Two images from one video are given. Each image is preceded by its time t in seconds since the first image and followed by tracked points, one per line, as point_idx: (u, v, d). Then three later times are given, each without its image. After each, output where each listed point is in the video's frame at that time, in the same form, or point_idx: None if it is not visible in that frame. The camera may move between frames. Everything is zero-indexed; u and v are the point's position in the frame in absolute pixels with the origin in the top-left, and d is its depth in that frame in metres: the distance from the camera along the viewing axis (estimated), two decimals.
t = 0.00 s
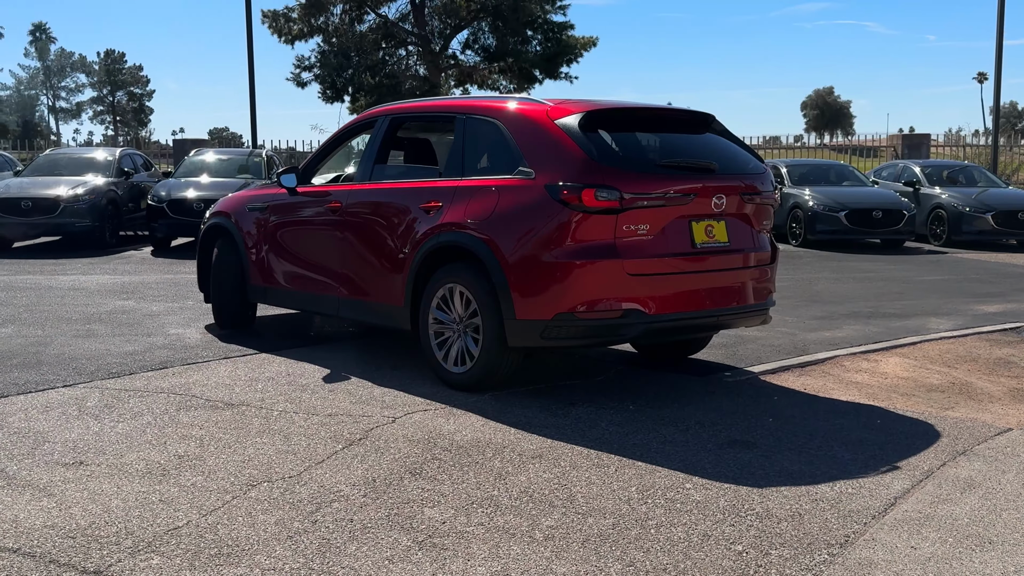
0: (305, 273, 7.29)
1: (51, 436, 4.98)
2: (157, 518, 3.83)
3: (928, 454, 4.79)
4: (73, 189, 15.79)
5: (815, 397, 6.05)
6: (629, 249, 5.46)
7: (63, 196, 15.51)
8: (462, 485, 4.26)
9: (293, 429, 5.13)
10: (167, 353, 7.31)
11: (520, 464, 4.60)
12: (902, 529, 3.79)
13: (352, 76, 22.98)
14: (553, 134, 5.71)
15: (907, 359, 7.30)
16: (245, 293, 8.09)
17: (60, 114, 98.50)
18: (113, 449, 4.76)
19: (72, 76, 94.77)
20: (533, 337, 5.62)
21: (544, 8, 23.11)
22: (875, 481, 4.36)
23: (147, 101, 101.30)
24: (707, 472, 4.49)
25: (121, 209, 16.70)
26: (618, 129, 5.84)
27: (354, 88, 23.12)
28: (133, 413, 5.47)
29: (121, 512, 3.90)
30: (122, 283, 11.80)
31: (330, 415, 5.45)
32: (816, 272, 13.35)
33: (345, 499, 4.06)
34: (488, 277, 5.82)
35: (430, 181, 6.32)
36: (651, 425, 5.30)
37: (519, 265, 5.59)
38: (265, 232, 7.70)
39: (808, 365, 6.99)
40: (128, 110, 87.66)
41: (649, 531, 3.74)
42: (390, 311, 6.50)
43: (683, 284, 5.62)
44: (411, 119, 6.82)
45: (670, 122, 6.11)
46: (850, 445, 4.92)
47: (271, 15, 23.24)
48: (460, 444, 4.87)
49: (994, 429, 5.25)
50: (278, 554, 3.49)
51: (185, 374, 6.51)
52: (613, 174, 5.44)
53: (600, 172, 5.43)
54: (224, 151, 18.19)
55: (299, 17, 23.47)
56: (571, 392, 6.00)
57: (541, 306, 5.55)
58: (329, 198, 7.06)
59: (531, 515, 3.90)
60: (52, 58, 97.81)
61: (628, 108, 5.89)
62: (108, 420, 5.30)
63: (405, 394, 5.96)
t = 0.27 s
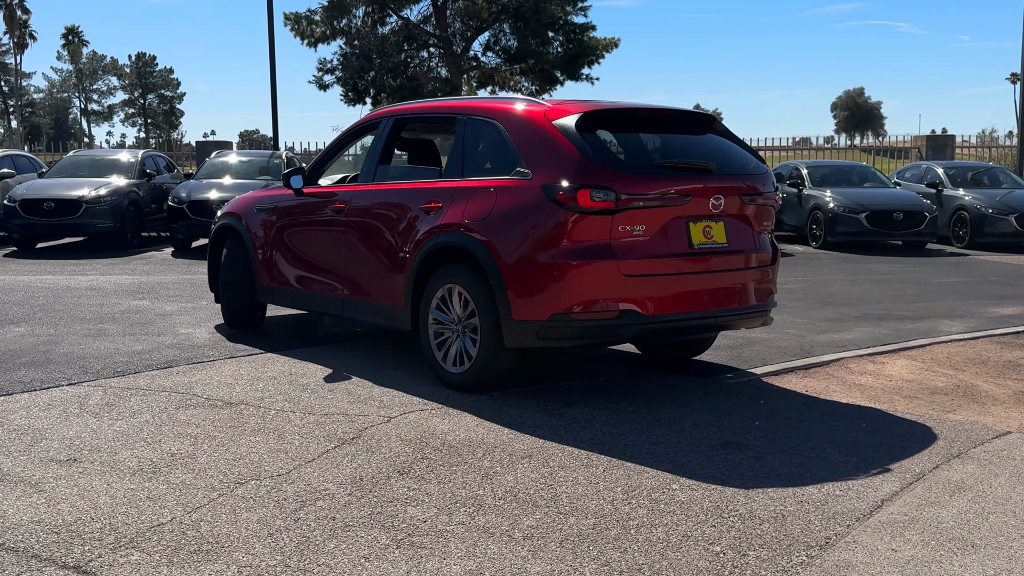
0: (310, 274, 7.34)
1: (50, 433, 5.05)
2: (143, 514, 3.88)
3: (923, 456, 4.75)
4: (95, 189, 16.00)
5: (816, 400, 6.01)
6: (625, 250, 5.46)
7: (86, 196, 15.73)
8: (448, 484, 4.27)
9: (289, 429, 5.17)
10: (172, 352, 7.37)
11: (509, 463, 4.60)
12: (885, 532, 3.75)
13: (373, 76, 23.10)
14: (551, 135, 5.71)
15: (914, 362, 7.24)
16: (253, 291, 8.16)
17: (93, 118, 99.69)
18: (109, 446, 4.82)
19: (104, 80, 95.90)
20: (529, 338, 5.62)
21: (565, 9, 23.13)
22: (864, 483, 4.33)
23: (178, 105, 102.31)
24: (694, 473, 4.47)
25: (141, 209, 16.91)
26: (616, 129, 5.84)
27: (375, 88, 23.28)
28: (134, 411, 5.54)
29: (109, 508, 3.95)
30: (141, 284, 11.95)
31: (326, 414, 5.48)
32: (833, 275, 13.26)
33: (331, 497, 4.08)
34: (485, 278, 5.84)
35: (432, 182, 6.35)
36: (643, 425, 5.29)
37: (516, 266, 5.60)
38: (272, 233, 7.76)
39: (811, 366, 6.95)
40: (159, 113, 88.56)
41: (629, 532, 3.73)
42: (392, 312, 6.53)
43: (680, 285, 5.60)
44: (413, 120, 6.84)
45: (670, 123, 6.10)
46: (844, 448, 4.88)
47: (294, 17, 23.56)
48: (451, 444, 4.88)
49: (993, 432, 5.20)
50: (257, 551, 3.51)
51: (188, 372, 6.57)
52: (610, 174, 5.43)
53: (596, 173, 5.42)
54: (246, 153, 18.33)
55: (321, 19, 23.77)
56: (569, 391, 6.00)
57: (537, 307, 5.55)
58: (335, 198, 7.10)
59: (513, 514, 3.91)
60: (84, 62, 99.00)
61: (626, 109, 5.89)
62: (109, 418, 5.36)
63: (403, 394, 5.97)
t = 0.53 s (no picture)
0: (315, 275, 7.38)
1: (46, 431, 5.12)
2: (125, 513, 3.92)
3: (913, 460, 4.70)
4: (117, 189, 16.17)
5: (814, 402, 5.97)
6: (618, 251, 5.44)
7: (107, 196, 15.90)
8: (433, 484, 4.29)
9: (281, 427, 5.21)
10: (178, 351, 7.44)
11: (495, 464, 4.60)
12: (865, 536, 3.72)
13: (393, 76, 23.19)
14: (544, 135, 5.70)
15: (919, 365, 7.17)
16: (259, 290, 8.22)
17: (124, 118, 100.69)
18: (103, 443, 4.88)
19: (135, 80, 96.85)
20: (523, 339, 5.62)
21: (585, 9, 23.07)
22: (850, 487, 4.30)
23: (207, 105, 103.12)
24: (679, 475, 4.46)
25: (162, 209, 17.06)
26: (613, 130, 5.83)
27: (396, 88, 23.35)
28: (131, 409, 5.60)
29: (93, 506, 4.00)
30: (156, 281, 12.08)
31: (320, 414, 5.51)
32: (849, 276, 13.16)
33: (313, 497, 4.11)
34: (481, 279, 5.84)
35: (431, 183, 6.37)
36: (636, 426, 5.29)
37: (509, 266, 5.60)
38: (277, 233, 7.80)
39: (813, 368, 6.91)
40: (188, 113, 89.27)
41: (606, 534, 3.73)
42: (391, 313, 6.55)
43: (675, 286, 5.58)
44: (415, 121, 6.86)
45: (668, 124, 6.08)
46: (835, 450, 4.86)
47: (316, 18, 23.72)
48: (441, 445, 4.89)
49: (990, 436, 5.15)
50: (233, 551, 3.54)
51: (190, 370, 6.64)
52: (604, 176, 5.42)
53: (590, 174, 5.41)
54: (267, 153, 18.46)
55: (343, 20, 23.87)
56: (564, 392, 6.00)
57: (530, 309, 5.55)
58: (338, 199, 7.13)
59: (492, 516, 3.91)
60: (115, 62, 100.03)
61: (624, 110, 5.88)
62: (105, 416, 5.43)
63: (399, 395, 5.99)
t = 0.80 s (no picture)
0: (318, 274, 7.39)
1: (40, 429, 5.13)
2: (107, 511, 3.92)
3: (908, 463, 4.62)
4: (135, 188, 16.29)
5: (814, 404, 5.89)
6: (613, 251, 5.40)
7: (126, 195, 16.01)
8: (418, 484, 4.27)
9: (275, 427, 5.20)
10: (182, 349, 7.47)
11: (483, 464, 4.57)
12: (848, 540, 3.66)
13: (412, 77, 23.20)
14: (539, 134, 5.67)
15: (926, 367, 7.07)
16: (265, 288, 8.22)
17: (151, 120, 101.58)
18: (96, 441, 4.89)
19: (163, 83, 97.69)
20: (518, 339, 5.59)
21: (604, 8, 23.01)
22: (841, 490, 4.24)
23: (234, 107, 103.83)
24: (667, 476, 4.42)
25: (181, 208, 17.16)
26: (611, 129, 5.79)
27: (415, 89, 23.40)
28: (127, 407, 5.61)
29: (77, 503, 4.00)
30: (170, 280, 12.16)
31: (315, 413, 5.50)
32: (865, 277, 13.02)
33: (297, 496, 4.09)
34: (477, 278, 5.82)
35: (430, 182, 6.35)
36: (630, 427, 5.24)
37: (504, 266, 5.57)
38: (282, 232, 7.82)
39: (818, 370, 6.83)
40: (215, 115, 89.94)
41: (585, 536, 3.69)
42: (391, 313, 6.54)
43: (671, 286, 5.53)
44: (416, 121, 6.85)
45: (668, 124, 6.03)
46: (829, 453, 4.79)
47: (336, 19, 23.79)
48: (431, 446, 4.87)
49: (990, 440, 5.06)
50: (209, 550, 3.53)
51: (191, 369, 6.65)
52: (599, 175, 5.38)
53: (585, 173, 5.38)
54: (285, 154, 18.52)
55: (363, 21, 23.93)
56: (561, 393, 5.96)
57: (525, 309, 5.52)
58: (341, 198, 7.14)
59: (473, 516, 3.88)
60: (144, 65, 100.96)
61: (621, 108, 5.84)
62: (101, 414, 5.44)
63: (396, 394, 5.98)
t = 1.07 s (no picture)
0: (321, 273, 7.37)
1: (32, 427, 5.15)
2: (86, 512, 3.91)
3: (902, 468, 4.53)
4: (154, 186, 16.39)
5: (815, 408, 5.79)
6: (608, 251, 5.33)
7: (144, 193, 16.11)
8: (400, 487, 4.23)
9: (266, 428, 5.19)
10: (185, 348, 7.48)
11: (469, 467, 4.52)
12: (831, 549, 3.58)
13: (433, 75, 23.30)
14: (535, 133, 5.61)
15: (934, 370, 6.94)
16: (270, 288, 8.22)
17: (181, 118, 102.41)
18: (86, 440, 4.89)
19: (192, 81, 98.48)
20: (512, 341, 5.53)
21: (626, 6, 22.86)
22: (830, 496, 4.16)
23: (262, 105, 104.47)
24: (654, 481, 4.35)
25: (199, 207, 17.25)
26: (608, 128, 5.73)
27: (435, 87, 23.39)
28: (121, 407, 5.62)
29: (57, 504, 4.00)
30: (184, 278, 12.21)
31: (308, 413, 5.48)
32: (882, 277, 12.86)
33: (277, 499, 4.07)
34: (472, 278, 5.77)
35: (428, 181, 6.31)
36: (623, 429, 5.18)
37: (499, 266, 5.52)
38: (285, 231, 7.81)
39: (823, 373, 6.73)
40: (243, 113, 90.59)
41: (562, 542, 3.63)
42: (390, 313, 6.50)
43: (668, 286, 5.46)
44: (417, 121, 6.82)
45: (667, 123, 5.96)
46: (823, 457, 4.70)
47: (357, 17, 23.79)
48: (419, 447, 4.83)
49: (991, 445, 4.96)
50: (181, 552, 3.51)
51: (190, 368, 6.65)
52: (593, 174, 5.31)
53: (580, 172, 5.32)
54: (304, 153, 18.57)
55: (383, 20, 23.96)
56: (558, 394, 5.90)
57: (519, 309, 5.46)
58: (342, 198, 7.11)
59: (451, 521, 3.83)
60: (174, 63, 101.77)
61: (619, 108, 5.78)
62: (95, 414, 5.45)
63: (391, 394, 5.95)
